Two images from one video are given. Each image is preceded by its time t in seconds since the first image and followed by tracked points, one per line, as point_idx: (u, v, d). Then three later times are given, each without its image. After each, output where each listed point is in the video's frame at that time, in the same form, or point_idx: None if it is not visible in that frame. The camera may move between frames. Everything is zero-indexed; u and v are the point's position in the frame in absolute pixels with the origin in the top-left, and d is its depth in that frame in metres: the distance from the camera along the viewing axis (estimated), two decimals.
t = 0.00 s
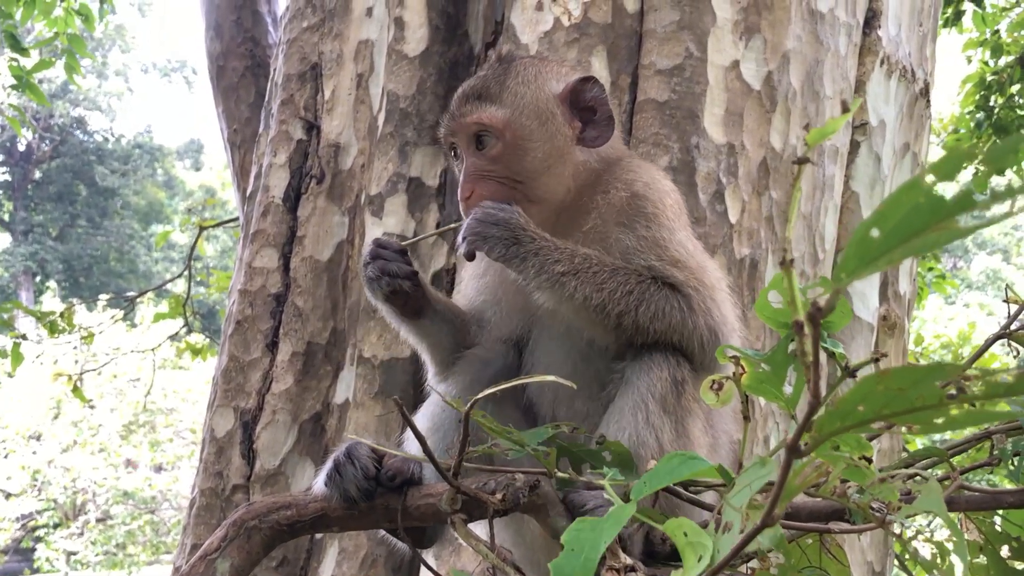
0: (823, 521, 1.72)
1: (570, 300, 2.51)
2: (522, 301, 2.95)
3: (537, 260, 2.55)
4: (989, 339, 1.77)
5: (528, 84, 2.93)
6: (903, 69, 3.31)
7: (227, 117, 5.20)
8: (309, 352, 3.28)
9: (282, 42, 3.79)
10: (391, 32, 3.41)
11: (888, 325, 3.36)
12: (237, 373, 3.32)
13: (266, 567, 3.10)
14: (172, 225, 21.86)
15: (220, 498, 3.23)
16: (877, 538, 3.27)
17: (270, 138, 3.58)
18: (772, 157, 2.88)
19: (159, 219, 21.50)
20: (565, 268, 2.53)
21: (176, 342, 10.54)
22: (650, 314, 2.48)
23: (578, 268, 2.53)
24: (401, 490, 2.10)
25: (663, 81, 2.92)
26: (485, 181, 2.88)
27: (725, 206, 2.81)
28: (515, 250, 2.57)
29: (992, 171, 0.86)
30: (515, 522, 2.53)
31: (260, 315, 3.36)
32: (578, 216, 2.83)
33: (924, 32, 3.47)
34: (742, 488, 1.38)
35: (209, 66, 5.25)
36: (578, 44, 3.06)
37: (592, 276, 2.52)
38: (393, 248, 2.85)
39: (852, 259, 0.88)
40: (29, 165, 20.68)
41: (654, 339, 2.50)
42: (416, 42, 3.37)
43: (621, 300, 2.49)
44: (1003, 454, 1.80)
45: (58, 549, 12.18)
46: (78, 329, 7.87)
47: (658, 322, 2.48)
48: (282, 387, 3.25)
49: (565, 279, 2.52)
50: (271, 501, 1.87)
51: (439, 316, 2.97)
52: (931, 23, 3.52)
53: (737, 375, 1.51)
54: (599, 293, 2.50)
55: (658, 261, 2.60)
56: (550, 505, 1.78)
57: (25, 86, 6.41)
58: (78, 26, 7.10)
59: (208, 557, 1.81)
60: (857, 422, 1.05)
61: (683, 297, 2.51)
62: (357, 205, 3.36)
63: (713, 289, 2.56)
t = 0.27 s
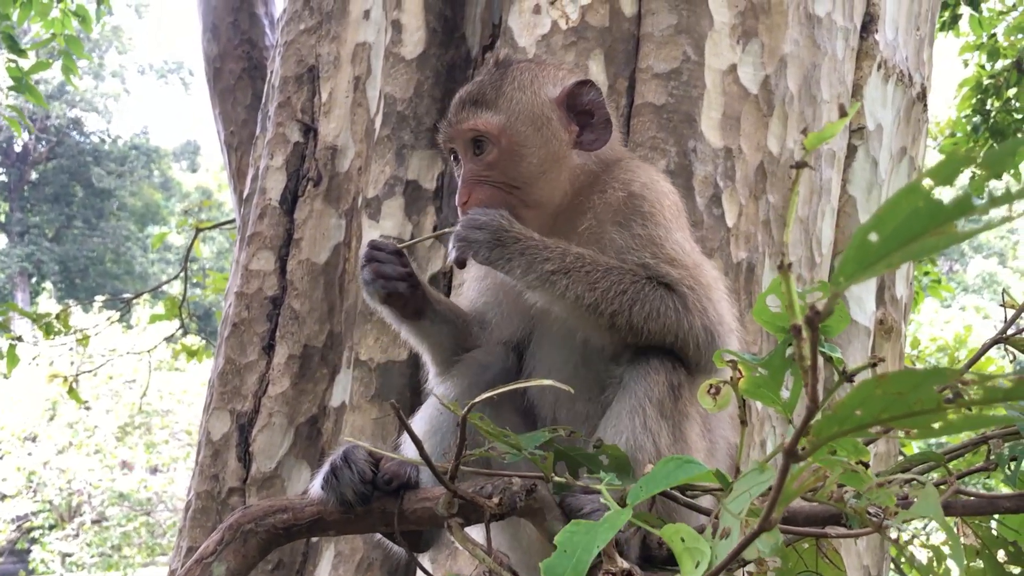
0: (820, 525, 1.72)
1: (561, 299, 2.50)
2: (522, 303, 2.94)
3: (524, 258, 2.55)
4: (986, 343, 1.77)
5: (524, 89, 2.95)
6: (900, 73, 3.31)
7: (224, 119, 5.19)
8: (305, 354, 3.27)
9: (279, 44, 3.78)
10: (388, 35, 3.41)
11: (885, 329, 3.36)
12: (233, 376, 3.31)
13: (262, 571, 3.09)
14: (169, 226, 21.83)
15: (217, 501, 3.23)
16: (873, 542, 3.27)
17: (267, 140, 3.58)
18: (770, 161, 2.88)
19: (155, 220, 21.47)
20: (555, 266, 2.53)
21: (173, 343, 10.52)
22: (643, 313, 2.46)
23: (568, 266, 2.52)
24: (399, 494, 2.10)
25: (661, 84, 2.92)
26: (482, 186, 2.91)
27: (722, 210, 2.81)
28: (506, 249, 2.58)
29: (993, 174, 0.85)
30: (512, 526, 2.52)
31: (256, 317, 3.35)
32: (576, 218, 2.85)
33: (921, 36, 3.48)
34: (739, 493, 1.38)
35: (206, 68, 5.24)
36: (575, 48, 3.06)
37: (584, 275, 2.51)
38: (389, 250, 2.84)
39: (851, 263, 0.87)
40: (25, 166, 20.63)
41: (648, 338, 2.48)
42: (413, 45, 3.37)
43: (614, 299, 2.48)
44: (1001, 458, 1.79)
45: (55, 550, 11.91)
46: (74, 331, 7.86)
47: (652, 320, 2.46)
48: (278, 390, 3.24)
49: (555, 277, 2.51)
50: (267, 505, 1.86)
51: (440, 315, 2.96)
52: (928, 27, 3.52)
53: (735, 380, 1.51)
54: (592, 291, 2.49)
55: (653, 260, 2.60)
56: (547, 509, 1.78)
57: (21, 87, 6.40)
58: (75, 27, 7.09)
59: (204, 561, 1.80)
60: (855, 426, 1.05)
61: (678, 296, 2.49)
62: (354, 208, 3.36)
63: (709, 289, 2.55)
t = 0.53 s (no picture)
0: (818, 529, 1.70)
1: (549, 290, 2.49)
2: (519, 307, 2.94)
3: (512, 249, 2.55)
4: (983, 347, 1.77)
5: (515, 92, 2.93)
6: (898, 77, 3.32)
7: (222, 122, 5.18)
8: (303, 357, 3.26)
9: (278, 47, 3.78)
10: (387, 38, 3.42)
11: (882, 332, 3.37)
12: (231, 379, 3.31)
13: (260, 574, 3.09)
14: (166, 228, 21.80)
15: (214, 504, 3.22)
16: (870, 545, 3.27)
17: (265, 143, 3.58)
18: (768, 164, 2.89)
19: (152, 222, 21.44)
20: (543, 258, 2.52)
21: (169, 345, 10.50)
22: (631, 307, 2.44)
23: (556, 259, 2.52)
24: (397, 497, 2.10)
25: (659, 88, 2.93)
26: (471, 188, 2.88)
27: (720, 213, 2.82)
28: (494, 240, 2.58)
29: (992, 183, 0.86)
30: (510, 529, 2.53)
31: (254, 320, 3.35)
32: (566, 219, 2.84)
33: (918, 41, 3.49)
34: (739, 497, 1.38)
35: (204, 71, 5.24)
36: (573, 51, 3.06)
37: (573, 268, 2.51)
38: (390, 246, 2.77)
39: (850, 270, 0.88)
40: (21, 168, 20.59)
41: (637, 332, 2.47)
42: (412, 49, 3.37)
43: (603, 292, 2.46)
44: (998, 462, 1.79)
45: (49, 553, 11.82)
46: (71, 333, 7.84)
47: (641, 314, 2.44)
48: (276, 392, 3.24)
49: (544, 268, 2.50)
50: (266, 508, 1.86)
51: (436, 316, 2.96)
52: (925, 32, 3.53)
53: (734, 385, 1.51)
54: (580, 284, 2.48)
55: (643, 258, 2.61)
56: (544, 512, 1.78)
57: (19, 89, 6.39)
58: (73, 29, 7.09)
59: (202, 563, 1.80)
60: (854, 432, 1.05)
61: (667, 291, 2.49)
62: (352, 211, 3.36)
63: (700, 287, 2.55)
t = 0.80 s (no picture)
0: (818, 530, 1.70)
1: (542, 291, 2.50)
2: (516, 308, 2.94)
3: (507, 250, 2.56)
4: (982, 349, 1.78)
5: (502, 97, 2.96)
6: (897, 79, 3.33)
7: (221, 123, 5.18)
8: (302, 359, 3.26)
9: (278, 49, 3.79)
10: (387, 40, 3.42)
11: (881, 334, 3.37)
12: (231, 380, 3.30)
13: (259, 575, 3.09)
14: (163, 230, 21.78)
15: (214, 505, 3.22)
16: (869, 546, 3.27)
17: (265, 144, 3.58)
18: (767, 166, 2.89)
19: (149, 224, 21.42)
20: (536, 259, 2.53)
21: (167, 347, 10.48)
22: (626, 308, 2.45)
23: (549, 260, 2.52)
24: (398, 498, 2.09)
25: (659, 90, 2.93)
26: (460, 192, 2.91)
27: (719, 215, 2.82)
28: (488, 241, 2.58)
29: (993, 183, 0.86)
30: (510, 530, 2.52)
31: (254, 321, 3.34)
32: (557, 221, 2.84)
33: (918, 43, 3.50)
34: (739, 497, 1.38)
35: (203, 73, 5.24)
36: (573, 53, 3.06)
37: (565, 269, 2.51)
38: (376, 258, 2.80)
39: (854, 270, 0.88)
40: (19, 169, 20.57)
41: (631, 333, 2.47)
42: (411, 50, 3.37)
43: (595, 294, 2.48)
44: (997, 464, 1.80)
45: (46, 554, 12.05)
46: (69, 335, 7.82)
47: (634, 315, 2.45)
48: (275, 394, 3.24)
49: (536, 269, 2.51)
50: (267, 508, 1.86)
51: (435, 319, 2.96)
52: (924, 34, 3.54)
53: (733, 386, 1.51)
54: (573, 285, 2.49)
55: (636, 259, 2.60)
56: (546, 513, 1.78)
57: (17, 90, 6.38)
58: (71, 31, 7.09)
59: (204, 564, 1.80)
60: (856, 432, 1.05)
61: (659, 293, 2.49)
62: (352, 213, 3.36)
63: (694, 289, 2.54)
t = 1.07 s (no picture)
0: (817, 532, 1.71)
1: (526, 308, 2.52)
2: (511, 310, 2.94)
3: (491, 269, 2.59)
4: (980, 351, 1.79)
5: (495, 101, 2.98)
6: (895, 82, 3.34)
7: (220, 125, 5.19)
8: (303, 360, 3.27)
9: (278, 51, 3.80)
10: (387, 43, 3.43)
11: (879, 336, 3.38)
12: (231, 381, 3.31)
13: None
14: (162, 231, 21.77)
15: (214, 506, 3.22)
16: (868, 548, 3.28)
17: (266, 147, 3.59)
18: (766, 169, 2.90)
19: (148, 225, 21.41)
20: (519, 277, 2.56)
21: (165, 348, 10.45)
22: (612, 318, 2.45)
23: (532, 278, 2.55)
24: (400, 500, 2.10)
25: (658, 93, 2.95)
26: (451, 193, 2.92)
27: (718, 217, 2.83)
28: (472, 259, 2.61)
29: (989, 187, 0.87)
30: (510, 532, 2.53)
31: (254, 323, 3.35)
32: (548, 225, 2.85)
33: (916, 46, 3.51)
34: (739, 499, 1.39)
35: (203, 74, 5.25)
36: (573, 56, 3.07)
37: (548, 285, 2.53)
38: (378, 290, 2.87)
39: (852, 273, 0.89)
40: (16, 170, 20.56)
41: (618, 343, 2.46)
42: (412, 53, 3.39)
43: (579, 306, 2.49)
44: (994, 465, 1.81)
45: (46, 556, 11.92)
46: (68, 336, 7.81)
47: (620, 324, 2.44)
48: (276, 395, 3.25)
49: (520, 287, 2.54)
50: (268, 510, 1.86)
51: (440, 331, 2.99)
52: (922, 37, 3.56)
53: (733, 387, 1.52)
54: (557, 300, 2.51)
55: (625, 267, 2.59)
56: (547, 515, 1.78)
57: (16, 92, 6.38)
58: (70, 32, 7.08)
59: (206, 565, 1.81)
60: (855, 433, 1.06)
61: (645, 302, 2.48)
62: (353, 215, 3.37)
63: (684, 296, 2.52)
